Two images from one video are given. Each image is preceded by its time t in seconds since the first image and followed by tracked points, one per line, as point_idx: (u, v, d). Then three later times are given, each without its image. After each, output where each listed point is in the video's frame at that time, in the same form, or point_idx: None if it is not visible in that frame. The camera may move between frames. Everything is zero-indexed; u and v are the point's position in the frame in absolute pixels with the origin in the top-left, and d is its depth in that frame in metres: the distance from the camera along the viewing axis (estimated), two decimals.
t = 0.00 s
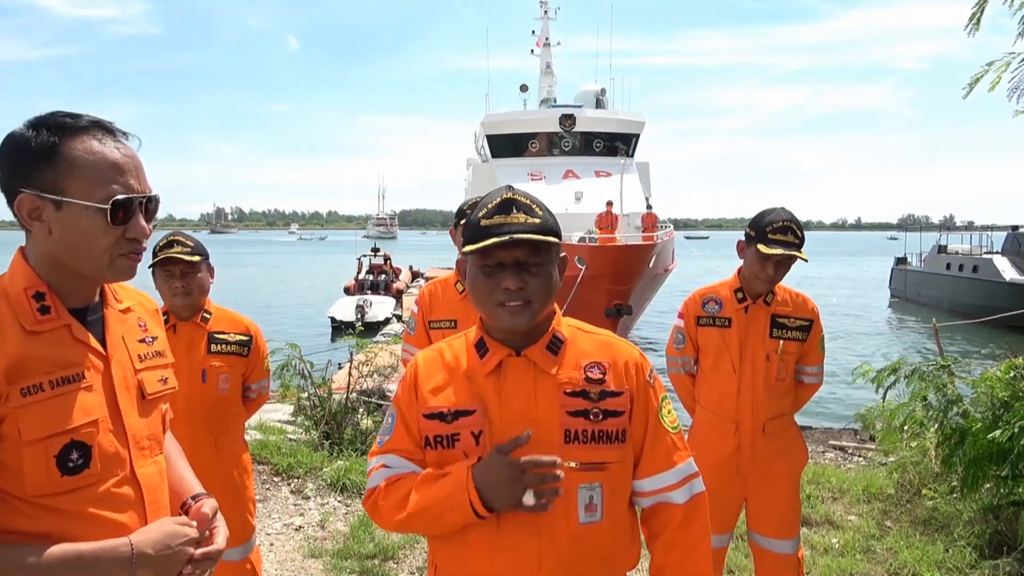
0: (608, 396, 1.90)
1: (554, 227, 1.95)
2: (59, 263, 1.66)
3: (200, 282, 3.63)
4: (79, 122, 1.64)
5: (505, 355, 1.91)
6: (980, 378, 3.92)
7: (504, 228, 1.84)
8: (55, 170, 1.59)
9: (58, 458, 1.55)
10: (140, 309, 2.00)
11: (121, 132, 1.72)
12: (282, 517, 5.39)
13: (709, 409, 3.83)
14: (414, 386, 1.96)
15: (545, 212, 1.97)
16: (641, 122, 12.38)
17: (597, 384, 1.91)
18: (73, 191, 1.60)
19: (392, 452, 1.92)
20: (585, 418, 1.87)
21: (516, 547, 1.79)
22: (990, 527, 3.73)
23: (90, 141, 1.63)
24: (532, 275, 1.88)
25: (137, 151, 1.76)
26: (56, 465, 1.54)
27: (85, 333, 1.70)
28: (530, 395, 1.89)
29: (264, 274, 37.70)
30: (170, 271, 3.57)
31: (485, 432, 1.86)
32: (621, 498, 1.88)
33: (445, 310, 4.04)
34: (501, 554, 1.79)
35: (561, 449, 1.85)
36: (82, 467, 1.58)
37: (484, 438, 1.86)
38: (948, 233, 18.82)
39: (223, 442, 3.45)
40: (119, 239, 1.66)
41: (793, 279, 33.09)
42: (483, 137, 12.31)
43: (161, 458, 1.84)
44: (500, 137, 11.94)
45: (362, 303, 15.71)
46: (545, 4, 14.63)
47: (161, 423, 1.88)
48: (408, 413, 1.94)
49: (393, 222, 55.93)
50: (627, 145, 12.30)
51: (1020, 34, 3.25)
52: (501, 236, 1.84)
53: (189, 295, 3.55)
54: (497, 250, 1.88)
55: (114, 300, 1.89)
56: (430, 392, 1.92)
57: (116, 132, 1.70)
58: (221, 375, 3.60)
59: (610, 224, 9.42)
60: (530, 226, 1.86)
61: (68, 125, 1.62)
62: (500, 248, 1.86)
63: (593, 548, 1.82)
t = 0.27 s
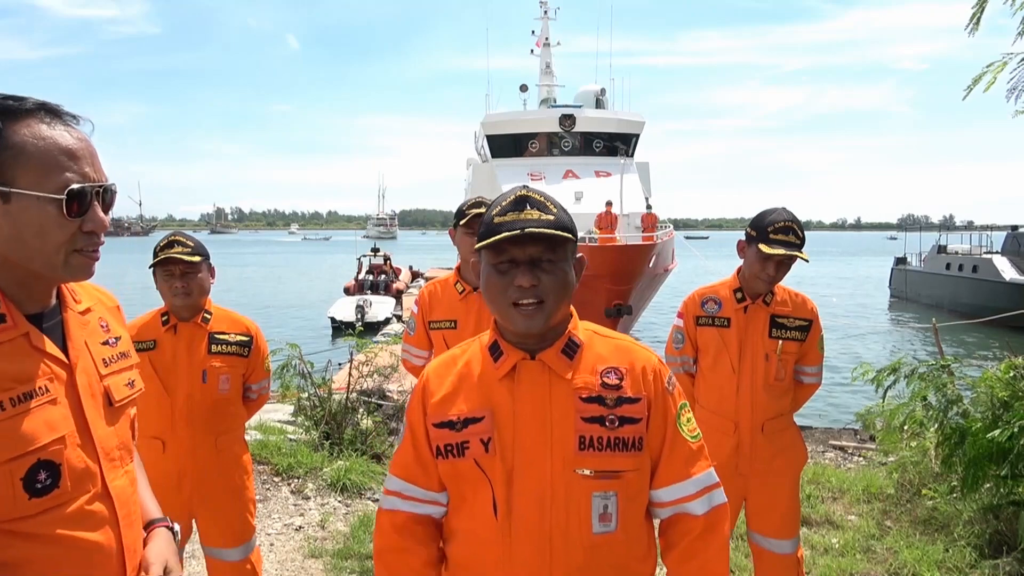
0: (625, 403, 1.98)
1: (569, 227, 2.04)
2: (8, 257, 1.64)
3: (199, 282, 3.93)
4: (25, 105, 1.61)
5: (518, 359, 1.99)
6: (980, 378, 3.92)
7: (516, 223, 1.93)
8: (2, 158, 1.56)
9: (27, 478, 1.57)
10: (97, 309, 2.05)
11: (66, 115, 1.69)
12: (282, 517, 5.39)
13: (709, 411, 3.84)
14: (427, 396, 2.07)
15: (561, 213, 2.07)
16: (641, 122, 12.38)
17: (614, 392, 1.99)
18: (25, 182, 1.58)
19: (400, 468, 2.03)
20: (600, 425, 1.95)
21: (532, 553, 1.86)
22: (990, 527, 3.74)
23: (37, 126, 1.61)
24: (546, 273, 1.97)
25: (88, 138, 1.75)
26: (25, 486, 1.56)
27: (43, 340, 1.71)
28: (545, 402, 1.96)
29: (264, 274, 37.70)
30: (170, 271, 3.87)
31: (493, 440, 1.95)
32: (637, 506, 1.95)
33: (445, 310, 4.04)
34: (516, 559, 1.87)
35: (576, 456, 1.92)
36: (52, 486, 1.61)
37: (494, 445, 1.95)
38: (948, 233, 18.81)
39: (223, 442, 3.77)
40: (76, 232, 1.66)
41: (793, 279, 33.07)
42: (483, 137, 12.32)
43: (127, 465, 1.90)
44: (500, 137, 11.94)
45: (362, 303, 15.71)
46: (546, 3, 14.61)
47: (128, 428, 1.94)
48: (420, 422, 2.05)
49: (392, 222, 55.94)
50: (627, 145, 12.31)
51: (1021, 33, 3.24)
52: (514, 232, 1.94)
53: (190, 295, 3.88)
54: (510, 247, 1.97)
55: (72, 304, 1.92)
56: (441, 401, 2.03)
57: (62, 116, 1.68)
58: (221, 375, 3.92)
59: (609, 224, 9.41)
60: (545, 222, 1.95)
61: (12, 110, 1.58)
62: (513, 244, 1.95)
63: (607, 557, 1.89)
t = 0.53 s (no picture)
0: (630, 410, 1.96)
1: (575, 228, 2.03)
2: None
3: (199, 282, 3.96)
4: None
5: (521, 363, 2.00)
6: (980, 378, 3.92)
7: (519, 225, 1.93)
8: None
9: (10, 482, 1.62)
10: (77, 308, 2.11)
11: (23, 110, 1.73)
12: (281, 517, 5.39)
13: (711, 412, 3.83)
14: (430, 399, 2.12)
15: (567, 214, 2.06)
16: (642, 122, 12.39)
17: (620, 399, 1.98)
18: None
19: (405, 468, 2.10)
20: (603, 433, 1.94)
21: (530, 562, 1.87)
22: (990, 527, 3.74)
23: None
24: (551, 273, 1.95)
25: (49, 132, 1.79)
26: (8, 491, 1.62)
27: (18, 342, 1.77)
28: (548, 409, 1.96)
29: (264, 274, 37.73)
30: (170, 271, 3.91)
31: (493, 445, 1.97)
32: (642, 516, 1.94)
33: (445, 310, 4.04)
34: (515, 567, 1.88)
35: (578, 464, 1.92)
36: (35, 490, 1.67)
37: (494, 450, 1.97)
38: (948, 233, 18.82)
39: (223, 442, 3.78)
40: (42, 230, 1.72)
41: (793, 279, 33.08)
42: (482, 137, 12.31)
43: (114, 464, 1.98)
44: (500, 137, 11.94)
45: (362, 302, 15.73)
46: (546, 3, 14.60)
47: (112, 426, 2.00)
48: (424, 424, 2.11)
49: (392, 221, 55.98)
50: (627, 145, 12.31)
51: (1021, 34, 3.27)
52: (519, 235, 1.94)
53: (190, 296, 3.90)
54: (514, 249, 1.96)
55: (50, 304, 1.97)
56: (443, 405, 2.06)
57: (20, 112, 1.72)
58: (222, 375, 3.94)
59: (610, 224, 9.40)
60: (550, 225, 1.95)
61: None
62: (517, 248, 1.95)
63: (609, 568, 1.89)
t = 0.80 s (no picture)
0: (631, 413, 1.87)
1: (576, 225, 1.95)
2: None
3: (196, 282, 3.87)
4: None
5: (520, 364, 1.91)
6: (986, 379, 3.83)
7: (519, 222, 1.85)
8: None
9: None
10: (56, 302, 2.00)
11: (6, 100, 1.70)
12: (279, 520, 5.29)
13: (712, 412, 3.72)
14: (428, 399, 2.04)
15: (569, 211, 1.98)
16: (643, 120, 12.30)
17: (621, 401, 1.89)
18: None
19: (403, 471, 2.01)
20: (603, 437, 1.85)
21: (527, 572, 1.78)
22: (997, 531, 3.63)
23: None
24: (552, 273, 1.88)
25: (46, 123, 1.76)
26: None
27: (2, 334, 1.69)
28: (546, 412, 1.88)
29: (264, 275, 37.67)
30: (166, 271, 3.82)
31: (491, 448, 1.89)
32: (644, 525, 1.84)
33: (445, 310, 3.95)
34: None
35: (576, 469, 1.83)
36: (23, 480, 1.59)
37: (491, 454, 1.88)
38: (954, 232, 18.73)
39: (218, 445, 3.71)
40: (28, 221, 1.69)
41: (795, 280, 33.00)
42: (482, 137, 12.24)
43: (99, 458, 1.89)
44: (500, 136, 11.86)
45: (361, 303, 15.61)
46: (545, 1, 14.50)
47: (97, 420, 1.92)
48: (422, 425, 2.03)
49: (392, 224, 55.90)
50: (629, 143, 12.21)
51: None
52: (519, 232, 1.86)
53: (185, 296, 3.80)
54: (514, 245, 1.88)
55: (30, 296, 1.88)
56: (442, 405, 1.99)
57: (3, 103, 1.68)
58: (217, 377, 3.85)
59: (610, 224, 9.22)
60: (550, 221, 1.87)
61: None
62: (516, 245, 1.87)
63: None
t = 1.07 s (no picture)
0: (644, 424, 1.64)
1: (589, 215, 1.67)
2: None
3: (169, 281, 3.30)
4: None
5: (524, 370, 1.66)
6: None
7: (524, 213, 1.59)
8: None
9: None
10: (8, 309, 2.25)
11: None
12: (258, 540, 4.71)
13: (726, 420, 3.17)
14: (423, 408, 1.77)
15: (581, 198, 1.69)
16: (653, 106, 11.70)
17: (632, 412, 1.65)
18: None
19: (393, 485, 1.76)
20: (614, 450, 1.62)
21: None
22: None
23: None
24: (557, 270, 1.61)
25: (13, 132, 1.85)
26: None
27: None
28: (551, 423, 1.64)
29: (260, 270, 36.96)
30: (136, 269, 3.24)
31: (492, 461, 1.65)
32: (658, 548, 1.62)
33: (439, 311, 3.38)
34: None
35: (584, 484, 1.62)
36: None
37: (492, 469, 1.64)
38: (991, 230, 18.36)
39: (193, 459, 3.16)
40: (6, 227, 1.79)
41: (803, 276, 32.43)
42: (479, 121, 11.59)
43: (41, 461, 2.11)
44: (499, 122, 11.27)
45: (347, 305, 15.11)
46: None
47: (42, 425, 2.15)
48: (415, 436, 1.76)
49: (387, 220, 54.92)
50: (637, 129, 11.63)
51: None
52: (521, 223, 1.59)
53: (157, 296, 3.22)
54: (516, 239, 1.62)
55: None
56: (438, 414, 1.73)
57: None
58: (191, 384, 3.28)
59: (617, 217, 8.66)
60: (556, 212, 1.60)
61: None
62: (517, 237, 1.60)
63: None
